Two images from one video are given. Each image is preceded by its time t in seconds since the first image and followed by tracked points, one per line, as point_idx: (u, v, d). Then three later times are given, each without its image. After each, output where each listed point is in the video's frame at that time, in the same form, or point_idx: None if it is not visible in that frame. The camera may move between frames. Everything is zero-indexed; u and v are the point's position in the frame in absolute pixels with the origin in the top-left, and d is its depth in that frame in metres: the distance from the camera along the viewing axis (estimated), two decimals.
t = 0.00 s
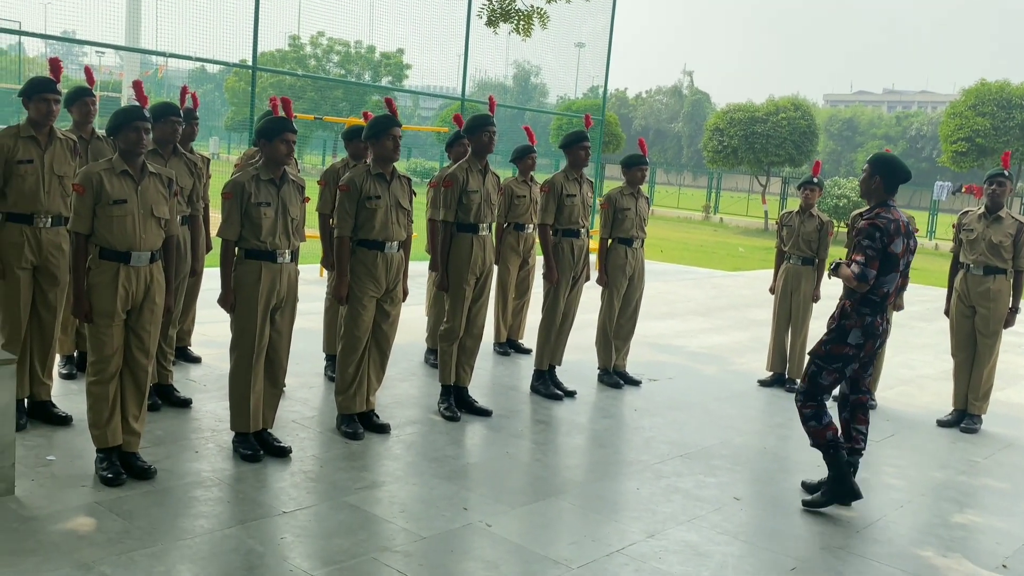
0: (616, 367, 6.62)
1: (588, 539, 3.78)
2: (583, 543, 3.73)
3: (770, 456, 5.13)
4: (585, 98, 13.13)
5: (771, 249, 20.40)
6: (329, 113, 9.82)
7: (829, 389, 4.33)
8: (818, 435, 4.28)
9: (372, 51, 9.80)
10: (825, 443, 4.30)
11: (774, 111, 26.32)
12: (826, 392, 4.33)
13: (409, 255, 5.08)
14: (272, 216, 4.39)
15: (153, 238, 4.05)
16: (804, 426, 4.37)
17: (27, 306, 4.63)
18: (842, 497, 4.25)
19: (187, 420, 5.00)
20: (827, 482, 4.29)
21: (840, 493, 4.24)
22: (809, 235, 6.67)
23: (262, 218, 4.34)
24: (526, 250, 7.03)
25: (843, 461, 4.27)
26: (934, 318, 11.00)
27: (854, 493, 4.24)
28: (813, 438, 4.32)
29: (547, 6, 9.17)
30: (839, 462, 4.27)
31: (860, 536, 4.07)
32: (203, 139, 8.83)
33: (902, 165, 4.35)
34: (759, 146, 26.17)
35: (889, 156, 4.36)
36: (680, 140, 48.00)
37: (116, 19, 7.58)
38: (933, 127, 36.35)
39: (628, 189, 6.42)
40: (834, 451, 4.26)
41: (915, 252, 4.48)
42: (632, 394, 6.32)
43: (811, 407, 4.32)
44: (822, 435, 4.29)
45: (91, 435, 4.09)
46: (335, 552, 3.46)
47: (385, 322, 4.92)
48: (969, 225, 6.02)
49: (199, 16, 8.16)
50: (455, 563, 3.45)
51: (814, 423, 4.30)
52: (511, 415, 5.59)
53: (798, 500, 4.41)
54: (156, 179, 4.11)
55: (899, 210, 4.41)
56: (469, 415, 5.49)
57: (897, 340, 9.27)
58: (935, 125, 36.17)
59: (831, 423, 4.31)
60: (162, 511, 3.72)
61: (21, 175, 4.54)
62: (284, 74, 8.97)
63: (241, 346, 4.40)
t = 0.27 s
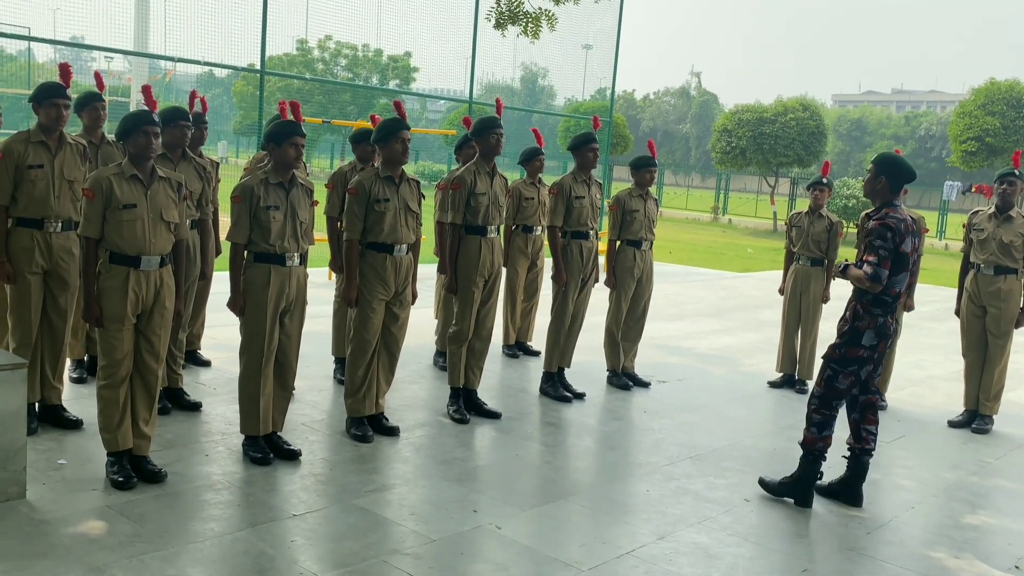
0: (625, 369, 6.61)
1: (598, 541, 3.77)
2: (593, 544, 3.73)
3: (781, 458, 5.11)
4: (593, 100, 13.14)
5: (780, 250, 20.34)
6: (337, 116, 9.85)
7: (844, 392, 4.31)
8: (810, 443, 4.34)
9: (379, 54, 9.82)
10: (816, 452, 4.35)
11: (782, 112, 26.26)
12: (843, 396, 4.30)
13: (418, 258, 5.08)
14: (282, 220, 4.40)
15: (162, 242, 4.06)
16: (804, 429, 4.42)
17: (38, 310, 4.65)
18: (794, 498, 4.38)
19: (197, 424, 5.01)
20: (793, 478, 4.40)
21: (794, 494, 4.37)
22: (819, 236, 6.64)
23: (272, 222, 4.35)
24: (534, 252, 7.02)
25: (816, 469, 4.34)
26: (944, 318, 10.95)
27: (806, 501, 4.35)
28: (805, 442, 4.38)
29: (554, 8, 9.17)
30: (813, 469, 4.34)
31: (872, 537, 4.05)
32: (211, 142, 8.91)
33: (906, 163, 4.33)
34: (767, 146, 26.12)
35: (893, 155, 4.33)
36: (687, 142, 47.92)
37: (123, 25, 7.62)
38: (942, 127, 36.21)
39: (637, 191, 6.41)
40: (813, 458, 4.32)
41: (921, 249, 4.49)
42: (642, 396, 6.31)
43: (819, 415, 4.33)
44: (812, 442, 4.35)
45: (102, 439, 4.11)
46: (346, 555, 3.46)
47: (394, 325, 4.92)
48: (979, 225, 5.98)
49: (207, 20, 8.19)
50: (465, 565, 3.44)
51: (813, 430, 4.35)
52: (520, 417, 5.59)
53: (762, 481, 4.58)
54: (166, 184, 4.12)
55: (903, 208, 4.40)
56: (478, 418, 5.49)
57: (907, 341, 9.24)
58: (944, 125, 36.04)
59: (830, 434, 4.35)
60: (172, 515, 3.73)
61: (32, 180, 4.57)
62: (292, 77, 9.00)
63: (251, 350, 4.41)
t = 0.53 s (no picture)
0: (631, 371, 6.60)
1: (605, 544, 3.77)
2: (599, 547, 3.72)
3: (788, 460, 5.10)
4: (597, 103, 13.15)
5: (786, 252, 20.31)
6: (343, 120, 9.87)
7: (846, 394, 4.30)
8: (813, 445, 4.32)
9: (384, 58, 9.85)
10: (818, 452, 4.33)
11: (788, 113, 26.23)
12: (843, 396, 4.30)
13: (424, 261, 5.09)
14: (287, 224, 4.41)
15: (168, 247, 4.08)
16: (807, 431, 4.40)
17: (45, 315, 4.67)
18: (798, 500, 4.36)
19: (204, 428, 5.02)
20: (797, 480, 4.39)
21: (797, 496, 4.36)
22: (824, 237, 6.63)
23: (277, 226, 4.36)
24: (539, 254, 7.00)
25: (819, 471, 4.32)
26: (951, 319, 10.91)
27: (809, 503, 4.34)
28: (808, 444, 4.37)
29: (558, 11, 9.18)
30: (815, 471, 4.32)
31: (879, 539, 4.03)
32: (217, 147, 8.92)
33: (908, 164, 4.32)
34: (773, 148, 26.09)
35: (896, 157, 4.32)
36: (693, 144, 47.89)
37: (130, 30, 7.66)
38: (948, 127, 36.13)
39: (642, 194, 6.41)
40: (816, 461, 4.30)
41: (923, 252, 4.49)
42: (648, 399, 6.31)
43: (822, 415, 4.32)
44: (815, 444, 4.33)
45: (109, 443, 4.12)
46: (352, 559, 3.46)
47: (400, 329, 4.92)
48: (986, 226, 5.96)
49: (212, 25, 8.21)
50: (471, 569, 3.44)
51: (817, 431, 4.34)
52: (526, 420, 5.59)
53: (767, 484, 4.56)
54: (171, 188, 4.14)
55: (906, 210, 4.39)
56: (484, 421, 5.49)
57: (914, 342, 9.21)
58: (950, 126, 35.96)
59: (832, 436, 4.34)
60: (179, 519, 3.74)
61: (38, 186, 4.58)
62: (297, 82, 9.06)
63: (257, 354, 4.42)
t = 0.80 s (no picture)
0: (633, 373, 6.59)
1: (607, 547, 3.76)
2: (602, 550, 3.72)
3: (791, 462, 5.09)
4: (599, 105, 13.16)
5: (788, 254, 20.29)
6: (345, 123, 9.87)
7: (849, 396, 4.29)
8: (817, 447, 4.32)
9: (386, 61, 9.86)
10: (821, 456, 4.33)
11: (790, 115, 26.23)
12: (848, 400, 4.29)
13: (426, 264, 5.09)
14: (289, 227, 4.41)
15: (171, 250, 4.08)
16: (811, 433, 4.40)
17: (48, 319, 4.67)
18: (801, 502, 4.35)
19: (207, 431, 5.03)
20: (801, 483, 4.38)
21: (800, 499, 4.35)
22: (826, 239, 6.62)
23: (279, 229, 4.37)
24: (542, 258, 6.90)
25: (823, 473, 4.32)
26: (954, 321, 10.89)
27: (813, 506, 4.33)
28: (812, 446, 4.37)
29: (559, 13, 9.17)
30: (820, 473, 4.32)
31: (883, 541, 4.03)
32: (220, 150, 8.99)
33: (908, 165, 4.31)
34: (775, 149, 26.08)
35: (895, 157, 4.31)
36: (695, 146, 47.87)
37: (132, 34, 7.64)
38: (950, 128, 36.11)
39: (645, 196, 6.41)
40: (820, 463, 4.31)
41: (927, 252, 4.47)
42: (650, 401, 6.30)
43: (827, 419, 4.31)
44: (819, 447, 4.33)
45: (112, 447, 4.12)
46: (355, 562, 3.46)
47: (402, 332, 4.93)
48: (988, 227, 5.95)
49: (215, 29, 8.23)
50: (474, 572, 3.44)
51: (821, 434, 4.32)
52: (529, 422, 5.58)
53: (770, 486, 4.56)
54: (173, 192, 4.14)
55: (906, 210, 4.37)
56: (486, 424, 5.49)
57: (917, 344, 9.20)
58: (952, 127, 35.93)
59: (838, 440, 4.33)
60: (182, 523, 3.74)
61: (41, 190, 4.59)
62: (299, 85, 9.05)
63: (259, 357, 4.42)
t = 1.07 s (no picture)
0: (634, 376, 6.58)
1: (609, 550, 3.76)
2: (604, 553, 3.72)
3: (792, 465, 5.09)
4: (599, 108, 13.17)
5: (789, 257, 20.29)
6: (345, 126, 9.88)
7: (852, 399, 4.29)
8: (819, 450, 4.32)
9: (386, 64, 9.88)
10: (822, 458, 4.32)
11: (790, 117, 26.24)
12: (850, 402, 4.28)
13: (427, 268, 5.09)
14: (290, 230, 4.41)
15: (172, 253, 4.08)
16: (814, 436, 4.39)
17: (49, 322, 4.67)
18: (803, 505, 4.35)
19: (208, 435, 5.02)
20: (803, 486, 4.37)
21: (801, 502, 4.34)
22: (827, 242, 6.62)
23: (281, 232, 4.37)
24: (543, 260, 6.89)
25: (826, 476, 4.31)
26: (955, 323, 10.89)
27: (815, 509, 4.32)
28: (815, 449, 4.36)
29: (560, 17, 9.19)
30: (822, 476, 4.31)
31: (884, 544, 4.03)
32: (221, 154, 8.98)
33: (909, 168, 4.31)
34: (776, 152, 26.08)
35: (897, 160, 4.32)
36: (695, 148, 47.87)
37: (133, 37, 7.69)
38: (951, 131, 36.10)
39: (646, 199, 6.42)
40: (823, 466, 4.30)
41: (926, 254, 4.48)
42: (651, 404, 6.30)
43: (830, 422, 4.29)
44: (822, 449, 4.33)
45: (113, 450, 4.12)
46: (356, 566, 3.46)
47: (403, 335, 4.93)
48: (989, 230, 5.95)
49: (215, 32, 8.23)
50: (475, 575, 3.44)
51: (824, 437, 4.32)
52: (530, 425, 5.58)
53: (771, 489, 4.55)
54: (175, 196, 4.15)
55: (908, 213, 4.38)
56: (487, 427, 5.48)
57: (918, 346, 9.20)
58: (953, 129, 35.93)
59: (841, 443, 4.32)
60: (184, 526, 3.74)
61: (42, 193, 4.60)
62: (300, 88, 9.05)
63: (260, 360, 4.42)
